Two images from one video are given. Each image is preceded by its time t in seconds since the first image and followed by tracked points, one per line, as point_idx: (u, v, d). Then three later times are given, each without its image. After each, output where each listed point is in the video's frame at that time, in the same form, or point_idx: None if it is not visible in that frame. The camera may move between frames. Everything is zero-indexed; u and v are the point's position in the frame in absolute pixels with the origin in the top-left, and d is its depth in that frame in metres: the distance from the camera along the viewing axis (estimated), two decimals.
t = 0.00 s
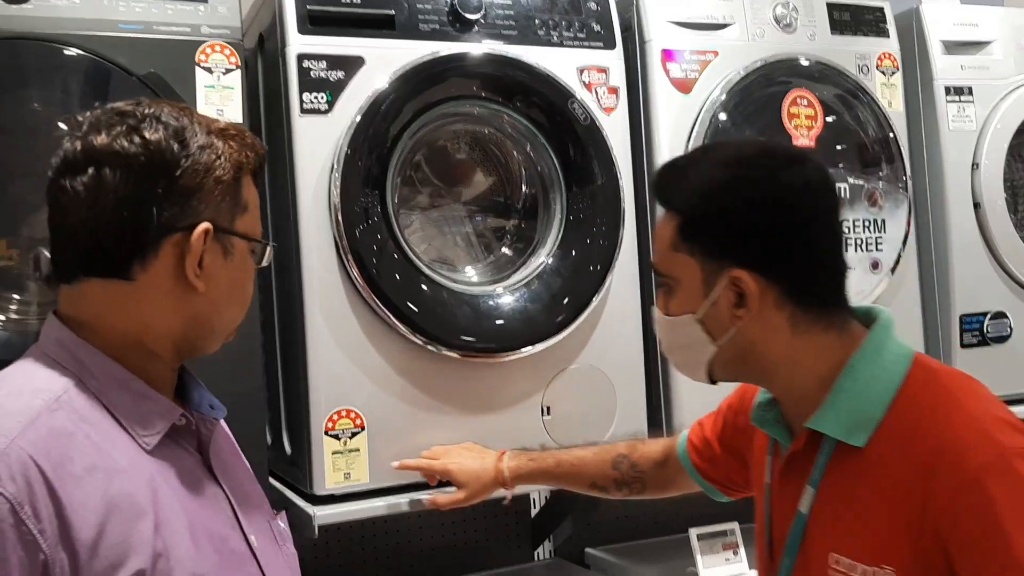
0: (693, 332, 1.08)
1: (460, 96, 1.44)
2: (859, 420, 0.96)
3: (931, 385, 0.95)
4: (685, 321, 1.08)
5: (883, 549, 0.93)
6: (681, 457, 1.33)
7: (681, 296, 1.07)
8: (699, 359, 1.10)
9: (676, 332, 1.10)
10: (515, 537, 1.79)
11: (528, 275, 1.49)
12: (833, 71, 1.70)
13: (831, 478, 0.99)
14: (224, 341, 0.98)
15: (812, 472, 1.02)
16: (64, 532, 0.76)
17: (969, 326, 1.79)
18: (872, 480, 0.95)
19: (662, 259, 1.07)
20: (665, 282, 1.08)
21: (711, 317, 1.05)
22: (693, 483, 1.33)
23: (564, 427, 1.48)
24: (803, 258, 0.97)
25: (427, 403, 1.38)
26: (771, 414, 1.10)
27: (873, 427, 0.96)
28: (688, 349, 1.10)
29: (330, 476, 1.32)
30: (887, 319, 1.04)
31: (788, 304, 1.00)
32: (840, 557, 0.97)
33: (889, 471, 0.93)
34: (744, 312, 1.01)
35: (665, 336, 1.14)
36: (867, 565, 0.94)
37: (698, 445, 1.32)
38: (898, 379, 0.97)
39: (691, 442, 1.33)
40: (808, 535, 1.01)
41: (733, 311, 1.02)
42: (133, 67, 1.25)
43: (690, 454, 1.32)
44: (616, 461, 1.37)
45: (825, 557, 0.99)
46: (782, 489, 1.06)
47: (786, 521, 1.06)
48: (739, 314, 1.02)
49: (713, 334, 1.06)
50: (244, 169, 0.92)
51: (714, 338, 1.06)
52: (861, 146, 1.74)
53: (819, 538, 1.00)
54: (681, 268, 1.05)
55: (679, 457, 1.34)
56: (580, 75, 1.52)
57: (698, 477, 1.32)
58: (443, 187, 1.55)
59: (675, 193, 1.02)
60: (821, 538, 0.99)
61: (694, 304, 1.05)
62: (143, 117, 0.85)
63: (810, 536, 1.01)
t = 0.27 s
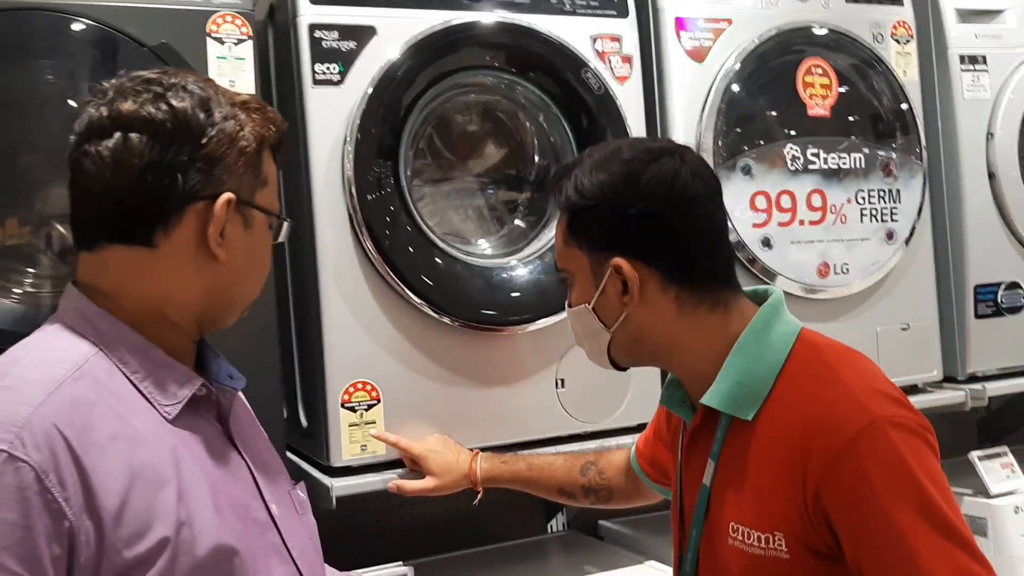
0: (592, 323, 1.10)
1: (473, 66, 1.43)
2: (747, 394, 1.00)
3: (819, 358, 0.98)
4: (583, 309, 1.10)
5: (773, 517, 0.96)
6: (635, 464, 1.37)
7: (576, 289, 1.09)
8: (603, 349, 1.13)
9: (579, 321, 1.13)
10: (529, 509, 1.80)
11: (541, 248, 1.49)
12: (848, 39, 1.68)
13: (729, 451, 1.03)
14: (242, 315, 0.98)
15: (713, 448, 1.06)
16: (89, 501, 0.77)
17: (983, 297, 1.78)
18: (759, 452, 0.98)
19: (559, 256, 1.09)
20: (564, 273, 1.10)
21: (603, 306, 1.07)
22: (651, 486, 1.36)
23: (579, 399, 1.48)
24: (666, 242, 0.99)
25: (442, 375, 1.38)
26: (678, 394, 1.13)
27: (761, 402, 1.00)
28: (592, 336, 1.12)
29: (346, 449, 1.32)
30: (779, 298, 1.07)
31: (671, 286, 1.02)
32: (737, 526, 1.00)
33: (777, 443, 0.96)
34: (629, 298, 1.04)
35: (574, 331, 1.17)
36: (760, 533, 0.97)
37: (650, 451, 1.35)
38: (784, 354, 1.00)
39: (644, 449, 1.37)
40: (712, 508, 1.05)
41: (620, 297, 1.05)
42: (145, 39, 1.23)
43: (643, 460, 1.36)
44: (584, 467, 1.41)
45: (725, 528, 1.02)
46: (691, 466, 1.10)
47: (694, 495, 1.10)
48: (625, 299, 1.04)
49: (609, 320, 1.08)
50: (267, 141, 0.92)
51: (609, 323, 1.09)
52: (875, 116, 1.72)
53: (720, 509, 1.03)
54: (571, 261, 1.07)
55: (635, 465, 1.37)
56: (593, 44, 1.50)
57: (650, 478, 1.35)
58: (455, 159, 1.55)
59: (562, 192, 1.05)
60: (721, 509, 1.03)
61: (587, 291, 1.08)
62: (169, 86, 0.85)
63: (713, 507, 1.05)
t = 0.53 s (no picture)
0: (630, 279, 1.06)
1: (487, 54, 1.41)
2: (761, 362, 0.99)
3: (832, 331, 0.98)
4: (620, 264, 1.06)
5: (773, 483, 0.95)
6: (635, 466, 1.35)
7: (620, 243, 1.05)
8: (632, 310, 1.09)
9: (609, 277, 1.08)
10: (540, 498, 1.80)
11: (555, 237, 1.48)
12: (863, 28, 1.66)
13: (732, 418, 1.02)
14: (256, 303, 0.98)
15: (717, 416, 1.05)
16: (106, 485, 0.77)
17: (997, 288, 1.77)
18: (764, 417, 0.98)
19: (600, 210, 1.06)
20: (603, 225, 1.06)
21: (652, 262, 1.04)
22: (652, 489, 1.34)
23: (592, 388, 1.47)
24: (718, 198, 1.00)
25: (455, 363, 1.38)
26: (687, 368, 1.12)
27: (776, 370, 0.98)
28: (621, 294, 1.08)
29: (360, 436, 1.33)
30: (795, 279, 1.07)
31: (720, 250, 1.02)
32: (733, 492, 0.99)
33: (784, 409, 0.96)
34: (683, 256, 1.03)
35: (594, 293, 1.12)
36: (757, 498, 0.96)
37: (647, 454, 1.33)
38: (801, 327, 1.00)
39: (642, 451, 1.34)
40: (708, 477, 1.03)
41: (672, 254, 1.03)
42: (159, 26, 1.23)
43: (643, 462, 1.34)
44: (587, 467, 1.38)
45: (719, 496, 1.00)
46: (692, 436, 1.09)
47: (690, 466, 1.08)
48: (678, 257, 1.03)
49: (649, 277, 1.05)
50: (279, 126, 0.92)
51: (649, 281, 1.06)
52: (890, 106, 1.70)
53: (716, 477, 1.02)
54: (621, 213, 1.04)
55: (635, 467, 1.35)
56: (607, 32, 1.49)
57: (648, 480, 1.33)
58: (467, 148, 1.55)
59: (612, 147, 1.04)
60: (717, 477, 1.02)
61: (636, 245, 1.04)
62: (183, 71, 0.85)
63: (709, 476, 1.03)
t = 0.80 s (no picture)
0: (685, 245, 1.11)
1: (493, 48, 1.41)
2: (795, 345, 1.03)
3: (860, 321, 1.03)
4: (677, 232, 1.11)
5: (810, 463, 0.99)
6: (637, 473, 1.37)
7: (680, 210, 1.11)
8: (679, 279, 1.13)
9: (661, 244, 1.12)
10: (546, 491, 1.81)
11: (560, 230, 1.48)
12: (871, 21, 1.65)
13: (763, 403, 1.05)
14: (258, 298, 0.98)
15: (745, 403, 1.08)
16: (109, 479, 0.77)
17: (1005, 283, 1.76)
18: (797, 402, 1.01)
19: (665, 177, 1.11)
20: (664, 194, 1.12)
21: (709, 232, 1.10)
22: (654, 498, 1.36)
23: (598, 382, 1.47)
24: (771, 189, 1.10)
25: (460, 357, 1.39)
26: (711, 360, 1.16)
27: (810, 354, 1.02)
28: (671, 262, 1.12)
29: (365, 429, 1.33)
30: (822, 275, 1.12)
31: (770, 234, 1.10)
32: (766, 473, 1.02)
33: (821, 392, 0.99)
34: (742, 229, 1.09)
35: (640, 261, 1.16)
36: (791, 478, 0.99)
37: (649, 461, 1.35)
38: (833, 316, 1.05)
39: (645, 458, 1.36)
40: (735, 461, 1.06)
41: (732, 229, 1.10)
42: (163, 19, 1.23)
43: (646, 469, 1.36)
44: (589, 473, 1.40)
45: (751, 479, 1.03)
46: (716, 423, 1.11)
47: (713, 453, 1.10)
48: (737, 231, 1.09)
49: (704, 247, 1.10)
50: (280, 120, 0.92)
51: (703, 251, 1.11)
52: (897, 99, 1.69)
53: (745, 461, 1.04)
54: (688, 183, 1.11)
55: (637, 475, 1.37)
56: (613, 25, 1.49)
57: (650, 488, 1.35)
58: (473, 142, 1.55)
59: (680, 121, 1.11)
60: (746, 460, 1.04)
61: (698, 215, 1.10)
62: (184, 65, 0.86)
63: (736, 461, 1.06)
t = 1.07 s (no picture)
0: (747, 230, 1.11)
1: (506, 38, 1.40)
2: (867, 332, 1.03)
3: (931, 310, 1.04)
4: (738, 217, 1.11)
5: (884, 451, 1.00)
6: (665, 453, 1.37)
7: (743, 196, 1.11)
8: (741, 265, 1.13)
9: (722, 230, 1.13)
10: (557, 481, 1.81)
11: (572, 222, 1.48)
12: (885, 12, 1.63)
13: (830, 391, 1.05)
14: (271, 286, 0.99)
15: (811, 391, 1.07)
16: (123, 467, 0.79)
17: (1019, 275, 1.74)
18: (869, 391, 1.02)
19: (727, 164, 1.12)
20: (726, 182, 1.12)
21: (770, 217, 1.10)
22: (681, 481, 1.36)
23: (609, 373, 1.48)
24: (833, 171, 1.09)
25: (471, 347, 1.39)
26: (774, 347, 1.15)
27: (880, 341, 1.03)
28: (732, 248, 1.12)
29: (378, 419, 1.34)
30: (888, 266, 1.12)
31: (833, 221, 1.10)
32: (836, 462, 1.02)
33: (897, 381, 1.00)
34: (805, 214, 1.09)
35: (701, 247, 1.16)
36: (864, 466, 1.00)
37: (680, 443, 1.35)
38: (905, 305, 1.05)
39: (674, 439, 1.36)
40: (801, 449, 1.06)
41: (795, 214, 1.09)
42: (179, 10, 1.23)
43: (674, 447, 1.36)
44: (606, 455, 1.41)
45: (819, 466, 1.04)
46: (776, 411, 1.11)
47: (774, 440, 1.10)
48: (800, 216, 1.09)
49: (765, 232, 1.10)
50: (287, 109, 0.92)
51: (764, 236, 1.10)
52: (911, 91, 1.67)
53: (812, 450, 1.05)
54: (748, 170, 1.11)
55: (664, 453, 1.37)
56: (626, 16, 1.48)
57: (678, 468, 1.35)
58: (486, 133, 1.55)
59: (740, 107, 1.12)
60: (813, 449, 1.05)
61: (759, 200, 1.10)
62: (191, 56, 0.86)
63: (802, 449, 1.06)
